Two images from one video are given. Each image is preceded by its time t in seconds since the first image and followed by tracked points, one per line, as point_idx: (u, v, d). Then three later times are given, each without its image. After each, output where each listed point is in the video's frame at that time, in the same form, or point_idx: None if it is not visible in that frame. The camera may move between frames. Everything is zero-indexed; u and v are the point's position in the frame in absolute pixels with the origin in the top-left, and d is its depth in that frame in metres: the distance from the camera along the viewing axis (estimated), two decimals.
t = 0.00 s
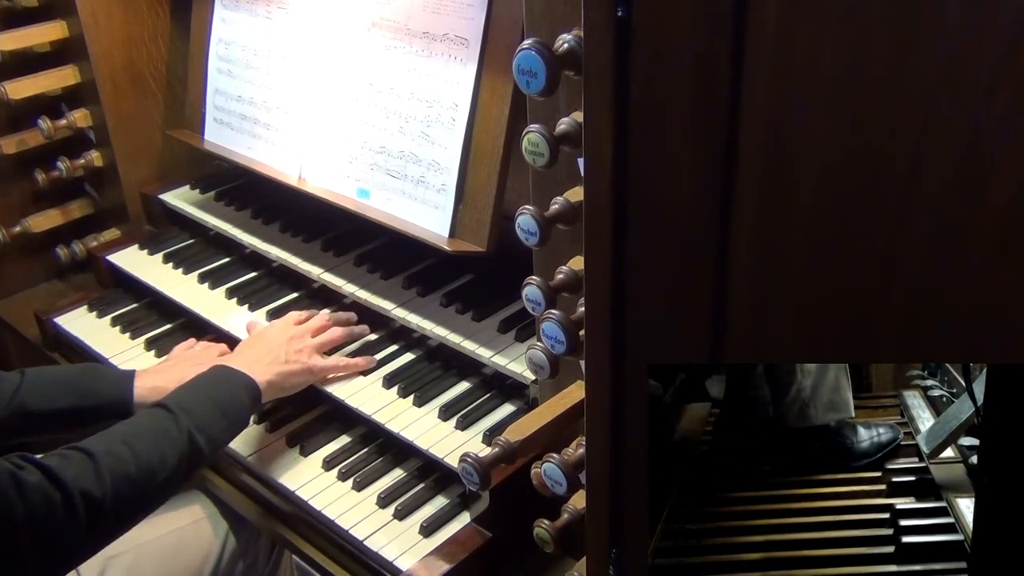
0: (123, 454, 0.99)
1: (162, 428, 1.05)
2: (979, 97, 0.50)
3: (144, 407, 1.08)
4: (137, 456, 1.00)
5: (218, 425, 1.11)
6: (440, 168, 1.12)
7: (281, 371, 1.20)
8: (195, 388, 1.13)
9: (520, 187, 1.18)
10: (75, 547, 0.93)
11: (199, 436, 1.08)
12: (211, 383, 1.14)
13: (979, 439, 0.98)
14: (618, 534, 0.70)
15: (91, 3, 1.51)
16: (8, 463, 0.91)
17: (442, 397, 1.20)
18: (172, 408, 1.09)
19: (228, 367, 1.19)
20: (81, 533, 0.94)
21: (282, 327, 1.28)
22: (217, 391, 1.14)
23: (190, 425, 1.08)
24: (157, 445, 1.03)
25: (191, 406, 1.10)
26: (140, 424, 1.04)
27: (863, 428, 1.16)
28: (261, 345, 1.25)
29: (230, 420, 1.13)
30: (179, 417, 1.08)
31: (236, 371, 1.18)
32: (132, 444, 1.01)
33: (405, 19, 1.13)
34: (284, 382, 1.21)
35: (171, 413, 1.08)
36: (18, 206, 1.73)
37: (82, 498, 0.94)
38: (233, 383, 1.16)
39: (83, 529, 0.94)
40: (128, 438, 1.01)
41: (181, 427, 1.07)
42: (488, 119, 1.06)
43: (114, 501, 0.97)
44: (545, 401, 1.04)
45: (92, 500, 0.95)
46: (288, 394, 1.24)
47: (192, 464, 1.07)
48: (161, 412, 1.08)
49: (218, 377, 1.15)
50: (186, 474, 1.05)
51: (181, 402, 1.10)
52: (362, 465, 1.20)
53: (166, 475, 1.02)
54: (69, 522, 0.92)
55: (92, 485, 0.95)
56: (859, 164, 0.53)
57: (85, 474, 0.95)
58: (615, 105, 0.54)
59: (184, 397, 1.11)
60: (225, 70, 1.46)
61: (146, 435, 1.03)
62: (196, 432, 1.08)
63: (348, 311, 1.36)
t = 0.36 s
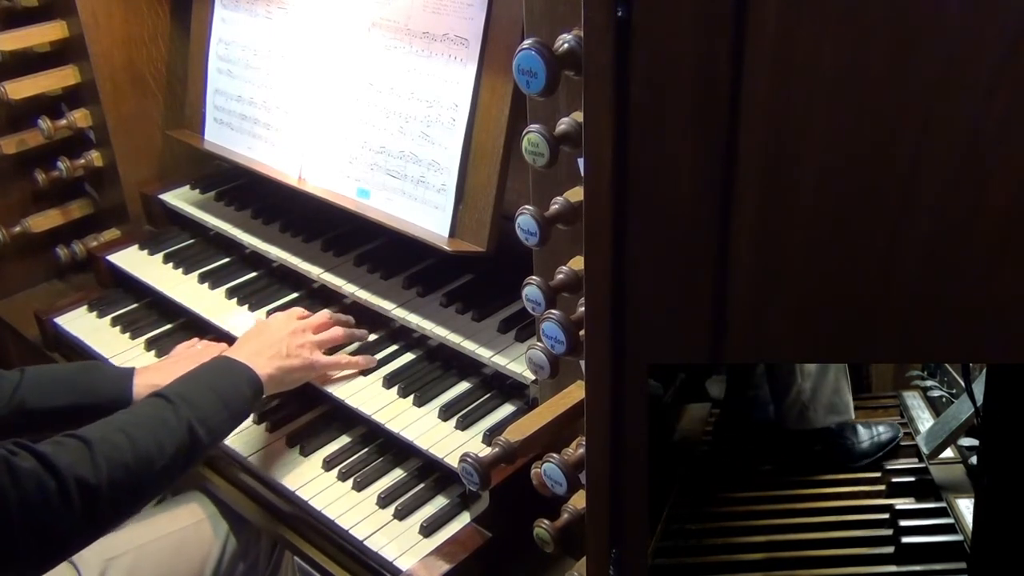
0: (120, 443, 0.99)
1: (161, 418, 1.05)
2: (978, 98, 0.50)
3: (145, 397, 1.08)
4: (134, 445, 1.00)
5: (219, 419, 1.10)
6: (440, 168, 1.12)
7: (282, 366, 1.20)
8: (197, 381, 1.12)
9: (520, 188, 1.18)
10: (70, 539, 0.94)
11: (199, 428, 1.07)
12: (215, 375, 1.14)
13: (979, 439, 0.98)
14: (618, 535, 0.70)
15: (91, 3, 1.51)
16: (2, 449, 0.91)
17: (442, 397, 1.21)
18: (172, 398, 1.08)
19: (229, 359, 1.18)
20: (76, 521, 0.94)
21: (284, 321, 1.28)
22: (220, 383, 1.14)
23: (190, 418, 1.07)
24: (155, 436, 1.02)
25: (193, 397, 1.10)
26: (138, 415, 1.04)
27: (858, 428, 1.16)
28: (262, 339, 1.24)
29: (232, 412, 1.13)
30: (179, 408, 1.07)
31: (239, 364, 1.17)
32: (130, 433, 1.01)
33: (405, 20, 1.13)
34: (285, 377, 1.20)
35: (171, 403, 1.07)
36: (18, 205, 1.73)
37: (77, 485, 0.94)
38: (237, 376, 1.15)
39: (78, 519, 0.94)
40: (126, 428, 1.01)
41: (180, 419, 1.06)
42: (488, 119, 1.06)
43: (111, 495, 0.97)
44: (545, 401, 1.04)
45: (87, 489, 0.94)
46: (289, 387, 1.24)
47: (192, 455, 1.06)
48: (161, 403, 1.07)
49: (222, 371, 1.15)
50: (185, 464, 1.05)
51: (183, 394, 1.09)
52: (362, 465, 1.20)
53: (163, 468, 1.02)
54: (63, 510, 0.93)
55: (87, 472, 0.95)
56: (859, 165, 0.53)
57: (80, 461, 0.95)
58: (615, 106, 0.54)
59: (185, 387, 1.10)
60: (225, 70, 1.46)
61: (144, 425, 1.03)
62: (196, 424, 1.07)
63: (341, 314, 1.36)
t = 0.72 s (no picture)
0: (87, 456, 1.01)
1: (126, 432, 1.05)
2: (979, 98, 0.50)
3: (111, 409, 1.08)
4: (102, 457, 1.02)
5: (183, 432, 1.10)
6: (440, 168, 1.12)
7: (242, 376, 1.22)
8: (159, 392, 1.12)
9: (520, 187, 1.18)
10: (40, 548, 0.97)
11: (163, 440, 1.07)
12: (177, 389, 1.13)
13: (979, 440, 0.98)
14: (618, 534, 0.70)
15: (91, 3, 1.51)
16: None
17: (442, 397, 1.20)
18: (136, 411, 1.08)
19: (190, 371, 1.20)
20: (47, 534, 0.97)
21: (256, 327, 1.28)
22: (181, 395, 1.13)
23: (155, 431, 1.07)
24: (121, 449, 1.03)
25: (156, 410, 1.09)
26: (105, 428, 1.05)
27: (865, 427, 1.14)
28: (229, 347, 1.25)
29: (198, 429, 1.12)
30: (144, 422, 1.07)
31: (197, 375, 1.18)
32: (97, 446, 1.02)
33: (406, 19, 1.13)
34: (243, 388, 1.23)
35: (135, 416, 1.07)
36: (18, 206, 1.73)
37: (48, 499, 0.96)
38: (198, 387, 1.15)
39: (49, 533, 0.97)
40: (94, 440, 1.03)
41: (144, 432, 1.06)
42: (488, 119, 1.06)
43: (82, 511, 0.99)
44: (545, 401, 1.04)
45: (58, 502, 0.97)
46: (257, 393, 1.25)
47: (160, 469, 1.07)
48: (127, 416, 1.07)
49: (183, 382, 1.14)
50: (152, 477, 1.06)
51: (148, 408, 1.09)
52: (362, 465, 1.20)
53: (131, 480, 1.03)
54: (34, 525, 0.96)
55: (58, 484, 0.97)
56: (860, 165, 0.53)
57: (52, 475, 0.98)
58: (615, 106, 0.54)
59: (150, 400, 1.10)
60: (225, 71, 1.46)
61: (111, 437, 1.04)
62: (161, 437, 1.07)
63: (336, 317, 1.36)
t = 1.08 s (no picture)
0: (85, 444, 1.00)
1: (123, 419, 1.05)
2: (980, 98, 0.50)
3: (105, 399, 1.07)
4: (99, 445, 1.01)
5: (180, 417, 1.11)
6: (440, 168, 1.12)
7: (238, 366, 1.22)
8: (153, 380, 1.13)
9: (520, 187, 1.18)
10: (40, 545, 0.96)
11: (160, 426, 1.07)
12: (172, 375, 1.14)
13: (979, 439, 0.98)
14: (617, 534, 0.70)
15: (90, 3, 1.51)
16: None
17: (442, 397, 1.21)
18: (131, 400, 1.08)
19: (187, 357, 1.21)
20: (46, 524, 0.95)
21: (257, 317, 1.30)
22: (176, 383, 1.14)
23: (151, 417, 1.08)
24: (118, 436, 1.03)
25: (151, 397, 1.10)
26: (101, 416, 1.04)
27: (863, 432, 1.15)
28: (227, 336, 1.26)
29: (194, 413, 1.13)
30: (140, 409, 1.07)
31: (193, 360, 1.19)
32: (94, 434, 1.01)
33: (405, 19, 1.13)
34: (240, 374, 1.23)
35: (132, 404, 1.07)
36: (18, 206, 1.74)
37: (47, 488, 0.95)
38: (192, 373, 1.16)
39: (47, 523, 0.95)
40: (90, 429, 1.02)
41: (141, 419, 1.06)
42: (488, 119, 1.06)
43: (79, 500, 0.98)
44: (545, 401, 1.04)
45: (57, 492, 0.96)
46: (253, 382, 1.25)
47: (156, 458, 1.06)
48: (122, 405, 1.07)
49: (176, 369, 1.16)
50: (150, 463, 1.05)
51: (144, 395, 1.09)
52: (362, 465, 1.20)
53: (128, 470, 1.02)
54: (33, 512, 0.94)
55: (55, 473, 0.96)
56: (859, 165, 0.53)
57: (49, 464, 0.96)
58: (615, 106, 0.54)
59: (144, 389, 1.10)
60: (225, 70, 1.46)
61: (108, 425, 1.03)
62: (158, 424, 1.07)
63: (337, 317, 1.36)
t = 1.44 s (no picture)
0: (86, 458, 1.00)
1: (123, 431, 1.05)
2: (980, 97, 0.50)
3: (103, 408, 1.07)
4: (100, 459, 1.01)
5: (178, 425, 1.10)
6: (440, 168, 1.12)
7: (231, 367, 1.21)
8: (150, 386, 1.12)
9: (520, 188, 1.18)
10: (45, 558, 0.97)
11: (159, 436, 1.07)
12: (169, 380, 1.14)
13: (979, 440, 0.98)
14: (617, 534, 0.70)
15: (91, 3, 1.51)
16: None
17: (442, 398, 1.21)
18: (130, 409, 1.07)
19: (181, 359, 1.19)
20: (51, 538, 0.97)
21: (250, 316, 1.29)
22: (174, 389, 1.13)
23: (150, 426, 1.07)
24: (119, 450, 1.02)
25: (149, 405, 1.09)
26: (101, 428, 1.04)
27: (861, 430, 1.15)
28: (221, 335, 1.25)
29: (190, 419, 1.13)
30: (139, 419, 1.07)
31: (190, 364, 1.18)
32: (94, 447, 1.01)
33: (406, 19, 1.13)
34: (236, 376, 1.22)
35: (131, 414, 1.07)
36: (18, 206, 1.74)
37: (51, 505, 0.96)
38: (187, 377, 1.15)
39: (51, 538, 0.96)
40: (89, 442, 1.02)
41: (140, 429, 1.06)
42: (488, 119, 1.06)
43: (83, 514, 0.99)
44: (545, 401, 1.04)
45: (61, 508, 0.96)
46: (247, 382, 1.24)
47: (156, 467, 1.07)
48: (121, 415, 1.07)
49: (172, 374, 1.15)
50: (149, 474, 1.06)
51: (142, 404, 1.09)
52: (362, 465, 1.20)
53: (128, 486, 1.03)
54: (38, 532, 0.95)
55: (59, 489, 0.97)
56: (859, 165, 0.53)
57: (52, 480, 0.97)
58: (615, 106, 0.54)
59: (142, 397, 1.09)
60: (225, 71, 1.46)
61: (107, 438, 1.03)
62: (158, 434, 1.07)
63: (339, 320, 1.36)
